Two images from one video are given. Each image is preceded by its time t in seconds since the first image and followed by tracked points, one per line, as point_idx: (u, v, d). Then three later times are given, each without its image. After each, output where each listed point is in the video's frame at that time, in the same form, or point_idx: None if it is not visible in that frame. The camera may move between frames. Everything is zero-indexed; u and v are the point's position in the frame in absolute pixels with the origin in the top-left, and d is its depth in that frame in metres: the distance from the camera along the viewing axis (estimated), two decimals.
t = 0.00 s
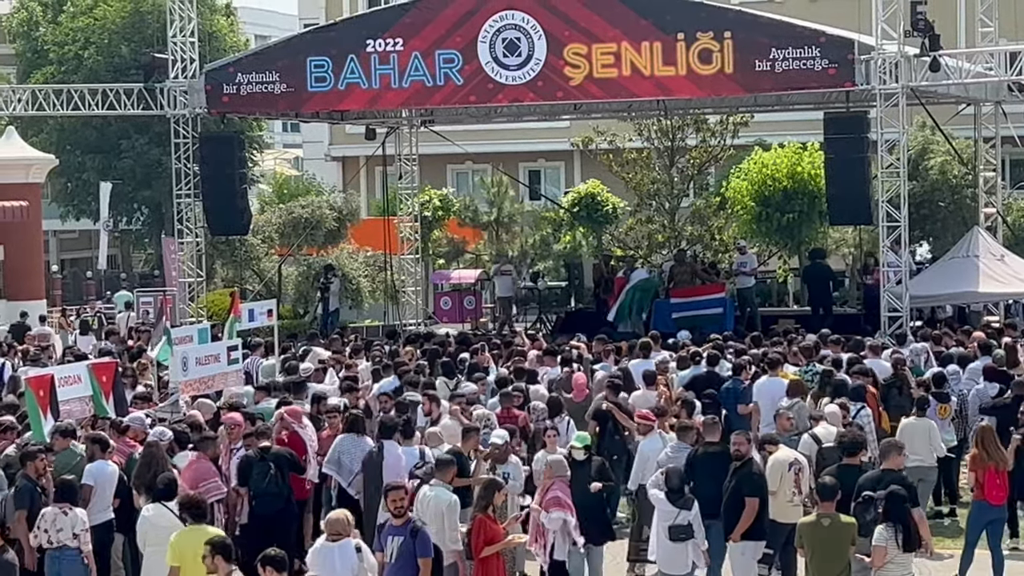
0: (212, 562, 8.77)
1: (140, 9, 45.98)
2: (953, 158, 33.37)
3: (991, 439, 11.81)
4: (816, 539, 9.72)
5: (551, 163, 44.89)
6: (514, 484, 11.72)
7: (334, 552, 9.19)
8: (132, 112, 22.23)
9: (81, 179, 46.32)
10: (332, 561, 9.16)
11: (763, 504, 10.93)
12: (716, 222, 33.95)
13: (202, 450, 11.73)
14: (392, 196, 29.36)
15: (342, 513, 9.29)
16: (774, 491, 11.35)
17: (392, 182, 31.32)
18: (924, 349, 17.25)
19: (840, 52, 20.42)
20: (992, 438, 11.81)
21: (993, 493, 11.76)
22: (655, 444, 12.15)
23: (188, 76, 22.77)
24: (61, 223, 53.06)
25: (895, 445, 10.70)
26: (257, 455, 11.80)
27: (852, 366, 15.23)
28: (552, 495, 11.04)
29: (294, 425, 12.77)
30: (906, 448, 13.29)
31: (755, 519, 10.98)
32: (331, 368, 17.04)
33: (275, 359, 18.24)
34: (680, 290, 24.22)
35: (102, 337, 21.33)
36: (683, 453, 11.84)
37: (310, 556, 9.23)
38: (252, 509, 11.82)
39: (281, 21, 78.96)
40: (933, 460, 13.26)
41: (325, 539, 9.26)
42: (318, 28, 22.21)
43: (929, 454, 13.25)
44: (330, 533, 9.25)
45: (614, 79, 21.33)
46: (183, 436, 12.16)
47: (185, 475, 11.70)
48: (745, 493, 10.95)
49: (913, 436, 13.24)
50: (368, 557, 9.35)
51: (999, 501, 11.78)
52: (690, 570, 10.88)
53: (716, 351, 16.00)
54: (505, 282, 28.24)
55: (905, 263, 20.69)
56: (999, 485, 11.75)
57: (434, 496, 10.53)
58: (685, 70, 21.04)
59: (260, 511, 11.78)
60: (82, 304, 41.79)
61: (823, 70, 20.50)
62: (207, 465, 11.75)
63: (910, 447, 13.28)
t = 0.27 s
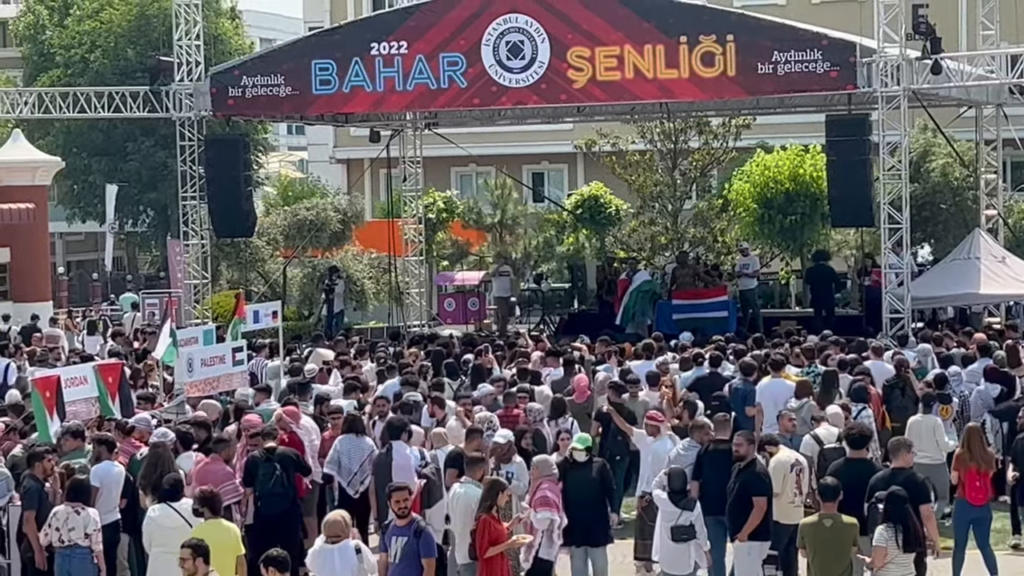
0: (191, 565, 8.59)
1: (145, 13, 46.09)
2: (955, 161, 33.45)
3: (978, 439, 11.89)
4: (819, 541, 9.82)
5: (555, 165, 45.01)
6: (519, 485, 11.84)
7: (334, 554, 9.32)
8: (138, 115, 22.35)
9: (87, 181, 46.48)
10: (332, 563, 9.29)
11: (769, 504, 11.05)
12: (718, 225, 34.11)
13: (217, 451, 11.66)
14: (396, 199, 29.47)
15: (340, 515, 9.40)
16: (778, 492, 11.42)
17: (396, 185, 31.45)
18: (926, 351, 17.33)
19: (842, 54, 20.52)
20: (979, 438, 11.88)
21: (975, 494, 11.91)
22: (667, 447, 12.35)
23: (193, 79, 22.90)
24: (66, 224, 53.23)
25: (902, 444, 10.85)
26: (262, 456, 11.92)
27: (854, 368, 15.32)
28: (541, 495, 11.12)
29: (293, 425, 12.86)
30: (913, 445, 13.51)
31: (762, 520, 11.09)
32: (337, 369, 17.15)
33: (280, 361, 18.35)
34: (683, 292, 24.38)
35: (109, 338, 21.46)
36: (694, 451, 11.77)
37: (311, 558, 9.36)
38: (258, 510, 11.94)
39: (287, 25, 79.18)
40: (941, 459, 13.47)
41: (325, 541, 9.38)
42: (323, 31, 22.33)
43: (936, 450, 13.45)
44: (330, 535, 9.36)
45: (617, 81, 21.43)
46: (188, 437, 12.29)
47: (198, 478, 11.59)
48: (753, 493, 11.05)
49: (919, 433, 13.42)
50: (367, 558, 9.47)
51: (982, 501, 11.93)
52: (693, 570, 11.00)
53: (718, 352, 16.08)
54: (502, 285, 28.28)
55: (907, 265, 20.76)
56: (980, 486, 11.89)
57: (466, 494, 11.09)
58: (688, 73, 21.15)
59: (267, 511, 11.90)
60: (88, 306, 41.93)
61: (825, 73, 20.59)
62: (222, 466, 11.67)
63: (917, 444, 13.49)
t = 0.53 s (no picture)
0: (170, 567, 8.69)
1: (149, 14, 46.13)
2: (956, 162, 33.51)
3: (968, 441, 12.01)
4: (821, 541, 9.90)
5: (557, 166, 45.08)
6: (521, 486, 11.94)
7: (335, 555, 9.39)
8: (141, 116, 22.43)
9: (91, 182, 46.56)
10: (331, 563, 9.37)
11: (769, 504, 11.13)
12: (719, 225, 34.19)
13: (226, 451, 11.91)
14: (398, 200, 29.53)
15: (340, 515, 9.48)
16: (778, 493, 11.47)
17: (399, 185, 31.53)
18: (926, 351, 17.41)
19: (843, 56, 20.60)
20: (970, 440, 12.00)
21: (955, 489, 12.18)
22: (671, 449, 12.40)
23: (196, 80, 22.99)
24: (69, 225, 53.32)
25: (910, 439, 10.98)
26: (266, 455, 11.99)
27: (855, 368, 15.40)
28: (525, 495, 11.07)
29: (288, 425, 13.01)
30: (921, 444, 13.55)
31: (762, 519, 11.17)
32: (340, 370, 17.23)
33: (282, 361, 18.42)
34: (683, 293, 24.47)
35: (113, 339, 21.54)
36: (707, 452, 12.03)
37: (310, 558, 9.43)
38: (261, 509, 12.01)
39: (290, 27, 79.28)
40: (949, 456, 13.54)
41: (325, 541, 9.45)
42: (326, 33, 22.42)
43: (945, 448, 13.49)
44: (330, 536, 9.44)
45: (619, 83, 21.52)
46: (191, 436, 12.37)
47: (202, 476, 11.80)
48: (752, 493, 11.13)
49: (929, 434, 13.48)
50: (366, 559, 9.56)
51: (962, 495, 12.22)
52: (693, 569, 11.08)
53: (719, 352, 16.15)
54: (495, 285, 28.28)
55: (907, 266, 20.83)
56: (958, 482, 12.13)
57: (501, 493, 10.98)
58: (689, 75, 21.23)
59: (271, 510, 11.98)
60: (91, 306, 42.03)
61: (825, 75, 20.67)
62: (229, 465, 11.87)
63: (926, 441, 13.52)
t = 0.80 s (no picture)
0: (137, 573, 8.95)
1: (150, 13, 46.13)
2: (956, 162, 33.51)
3: (965, 438, 12.08)
4: (822, 541, 9.89)
5: (557, 166, 45.08)
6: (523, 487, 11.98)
7: (335, 555, 9.41)
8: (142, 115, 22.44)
9: (92, 182, 46.57)
10: (332, 563, 9.38)
11: (763, 504, 11.09)
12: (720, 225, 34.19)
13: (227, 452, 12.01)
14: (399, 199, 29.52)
15: (340, 515, 9.48)
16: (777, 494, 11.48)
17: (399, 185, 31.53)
18: (927, 351, 17.40)
19: (843, 56, 20.60)
20: (966, 438, 12.07)
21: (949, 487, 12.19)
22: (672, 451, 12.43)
23: (197, 79, 23.01)
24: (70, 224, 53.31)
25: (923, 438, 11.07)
26: (268, 454, 11.99)
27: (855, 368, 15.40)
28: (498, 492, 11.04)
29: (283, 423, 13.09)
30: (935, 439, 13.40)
31: (756, 519, 11.14)
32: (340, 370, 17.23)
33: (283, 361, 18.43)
34: (683, 293, 24.49)
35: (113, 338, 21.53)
36: (722, 448, 11.85)
37: (310, 557, 9.44)
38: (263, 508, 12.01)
39: (291, 27, 79.28)
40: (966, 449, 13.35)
41: (325, 540, 9.46)
42: (327, 32, 22.42)
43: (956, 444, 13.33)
44: (330, 535, 9.45)
45: (619, 83, 21.53)
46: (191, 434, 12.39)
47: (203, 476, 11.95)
48: (746, 494, 11.09)
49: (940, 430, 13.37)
50: (366, 558, 9.57)
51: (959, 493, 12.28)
52: (694, 569, 11.10)
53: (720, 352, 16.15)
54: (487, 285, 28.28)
55: (907, 266, 20.83)
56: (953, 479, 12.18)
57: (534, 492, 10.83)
58: (690, 75, 21.23)
59: (272, 509, 11.97)
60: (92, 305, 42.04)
61: (826, 75, 20.67)
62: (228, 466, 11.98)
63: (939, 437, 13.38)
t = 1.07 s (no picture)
0: None
1: (150, 13, 46.12)
2: (956, 163, 33.51)
3: (968, 438, 12.18)
4: (823, 541, 9.89)
5: (558, 166, 45.09)
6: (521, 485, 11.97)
7: (335, 554, 9.40)
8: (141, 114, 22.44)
9: (92, 181, 46.57)
10: (332, 562, 9.38)
11: (752, 505, 11.02)
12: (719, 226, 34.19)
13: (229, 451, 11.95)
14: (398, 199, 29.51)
15: (341, 514, 9.48)
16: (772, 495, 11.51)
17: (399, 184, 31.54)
18: (927, 351, 17.41)
19: (843, 56, 20.59)
20: (970, 436, 12.18)
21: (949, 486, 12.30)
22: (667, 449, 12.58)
23: (198, 79, 23.00)
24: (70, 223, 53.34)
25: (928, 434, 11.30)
26: (267, 453, 11.99)
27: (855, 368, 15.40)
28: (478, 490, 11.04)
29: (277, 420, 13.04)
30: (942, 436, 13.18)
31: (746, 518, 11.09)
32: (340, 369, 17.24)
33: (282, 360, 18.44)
34: (683, 293, 24.53)
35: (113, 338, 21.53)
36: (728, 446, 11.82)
37: (310, 556, 9.44)
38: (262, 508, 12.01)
39: (291, 27, 79.35)
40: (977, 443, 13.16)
41: (325, 540, 9.46)
42: (327, 32, 22.43)
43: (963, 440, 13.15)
44: (330, 534, 9.44)
45: (619, 83, 21.53)
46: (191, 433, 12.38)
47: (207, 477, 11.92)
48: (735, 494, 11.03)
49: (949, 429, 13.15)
50: (367, 558, 9.56)
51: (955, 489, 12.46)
52: (694, 569, 11.09)
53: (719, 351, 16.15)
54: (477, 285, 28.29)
55: (907, 266, 20.85)
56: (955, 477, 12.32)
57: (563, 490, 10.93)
58: (690, 75, 21.24)
59: (272, 509, 11.96)
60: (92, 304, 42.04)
61: (826, 75, 20.67)
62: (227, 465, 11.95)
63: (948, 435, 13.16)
